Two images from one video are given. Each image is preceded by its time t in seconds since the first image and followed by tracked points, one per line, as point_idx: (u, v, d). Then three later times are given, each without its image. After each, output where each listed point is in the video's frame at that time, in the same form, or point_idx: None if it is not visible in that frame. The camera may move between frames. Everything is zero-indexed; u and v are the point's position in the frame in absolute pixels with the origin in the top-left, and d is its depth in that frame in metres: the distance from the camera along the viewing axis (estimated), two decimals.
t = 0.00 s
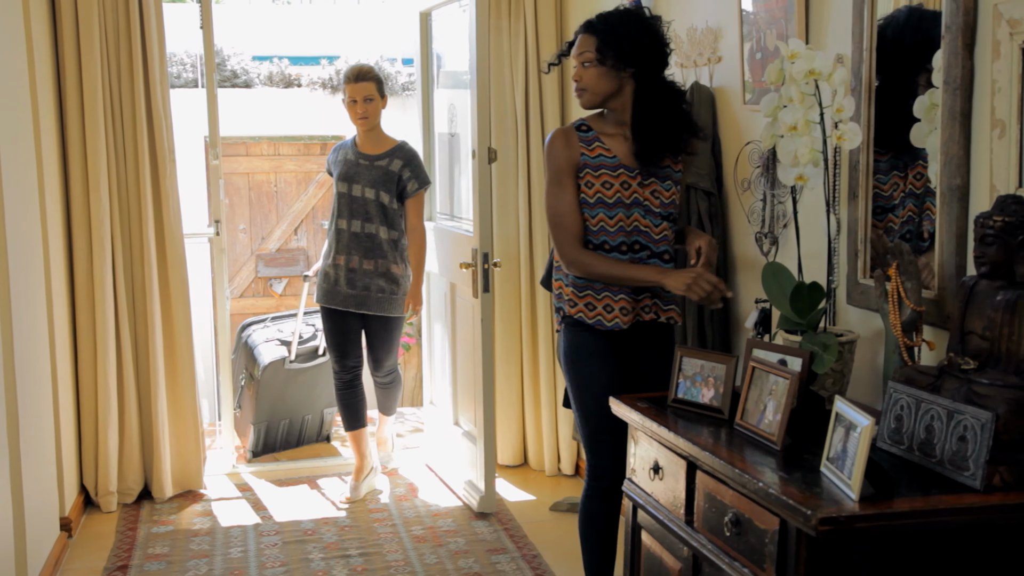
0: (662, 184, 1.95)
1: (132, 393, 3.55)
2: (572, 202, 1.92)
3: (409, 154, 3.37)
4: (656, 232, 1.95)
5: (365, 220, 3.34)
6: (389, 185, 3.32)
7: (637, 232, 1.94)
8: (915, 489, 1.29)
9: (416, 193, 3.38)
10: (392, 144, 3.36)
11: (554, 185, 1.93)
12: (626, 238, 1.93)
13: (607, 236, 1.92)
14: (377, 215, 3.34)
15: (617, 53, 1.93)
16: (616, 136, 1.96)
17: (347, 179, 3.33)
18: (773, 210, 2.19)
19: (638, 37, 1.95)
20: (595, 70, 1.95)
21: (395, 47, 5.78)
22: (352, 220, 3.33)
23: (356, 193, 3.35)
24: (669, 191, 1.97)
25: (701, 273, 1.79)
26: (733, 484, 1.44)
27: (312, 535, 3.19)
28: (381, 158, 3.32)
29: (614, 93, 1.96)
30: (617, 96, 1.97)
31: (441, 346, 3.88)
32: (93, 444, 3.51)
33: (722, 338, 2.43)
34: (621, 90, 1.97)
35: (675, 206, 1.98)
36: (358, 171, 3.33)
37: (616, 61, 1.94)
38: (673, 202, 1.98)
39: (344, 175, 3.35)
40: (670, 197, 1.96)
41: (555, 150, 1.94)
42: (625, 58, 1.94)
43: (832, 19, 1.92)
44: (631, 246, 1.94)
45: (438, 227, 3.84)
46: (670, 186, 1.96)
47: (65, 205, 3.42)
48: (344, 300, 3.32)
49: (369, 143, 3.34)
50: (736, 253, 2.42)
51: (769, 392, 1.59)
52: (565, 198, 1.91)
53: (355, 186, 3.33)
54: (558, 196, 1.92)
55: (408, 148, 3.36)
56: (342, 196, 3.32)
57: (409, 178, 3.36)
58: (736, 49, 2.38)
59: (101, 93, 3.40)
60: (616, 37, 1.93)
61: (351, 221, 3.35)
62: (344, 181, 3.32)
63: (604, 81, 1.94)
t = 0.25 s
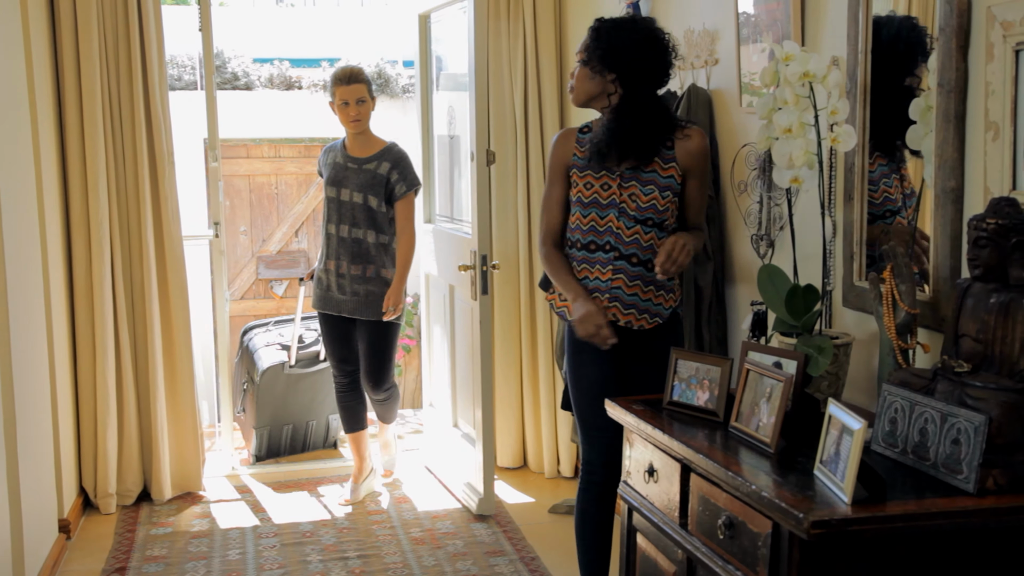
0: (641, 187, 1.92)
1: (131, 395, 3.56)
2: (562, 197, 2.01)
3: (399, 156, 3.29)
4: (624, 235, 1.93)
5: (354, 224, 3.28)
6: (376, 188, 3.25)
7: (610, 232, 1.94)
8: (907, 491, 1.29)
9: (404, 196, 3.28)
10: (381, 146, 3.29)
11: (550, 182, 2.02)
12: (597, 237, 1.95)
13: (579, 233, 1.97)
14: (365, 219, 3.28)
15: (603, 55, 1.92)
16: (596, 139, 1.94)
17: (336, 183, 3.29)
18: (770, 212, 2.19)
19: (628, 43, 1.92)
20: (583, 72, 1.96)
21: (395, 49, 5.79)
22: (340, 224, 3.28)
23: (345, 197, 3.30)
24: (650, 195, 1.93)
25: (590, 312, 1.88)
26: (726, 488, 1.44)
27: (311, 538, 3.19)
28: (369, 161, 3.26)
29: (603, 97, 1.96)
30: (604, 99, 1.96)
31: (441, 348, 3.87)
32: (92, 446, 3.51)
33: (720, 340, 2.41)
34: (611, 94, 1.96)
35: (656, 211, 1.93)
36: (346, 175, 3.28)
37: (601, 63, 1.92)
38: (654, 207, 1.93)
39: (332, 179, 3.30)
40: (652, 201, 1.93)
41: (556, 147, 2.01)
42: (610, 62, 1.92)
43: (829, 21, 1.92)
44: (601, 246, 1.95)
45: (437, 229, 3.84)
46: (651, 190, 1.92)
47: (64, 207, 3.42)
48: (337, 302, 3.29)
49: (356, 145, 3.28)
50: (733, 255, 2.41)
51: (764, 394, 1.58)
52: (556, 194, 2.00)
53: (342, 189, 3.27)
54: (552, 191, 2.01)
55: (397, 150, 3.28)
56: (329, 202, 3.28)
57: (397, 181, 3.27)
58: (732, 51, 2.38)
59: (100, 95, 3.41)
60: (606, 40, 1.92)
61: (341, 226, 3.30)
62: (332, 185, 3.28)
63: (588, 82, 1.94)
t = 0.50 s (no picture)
0: (638, 191, 2.01)
1: (134, 395, 3.56)
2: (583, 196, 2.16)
3: (394, 156, 3.16)
4: (619, 234, 2.04)
5: (347, 224, 3.15)
6: (369, 187, 3.11)
7: (609, 231, 2.06)
8: (905, 493, 1.28)
9: (398, 197, 3.15)
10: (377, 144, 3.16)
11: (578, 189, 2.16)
12: (598, 234, 2.08)
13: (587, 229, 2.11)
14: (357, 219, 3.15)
15: (610, 60, 2.04)
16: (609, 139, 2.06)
17: (331, 182, 3.16)
18: (771, 213, 2.18)
19: (630, 47, 2.01)
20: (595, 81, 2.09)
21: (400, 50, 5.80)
22: (334, 224, 3.15)
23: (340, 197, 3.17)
24: (646, 200, 2.01)
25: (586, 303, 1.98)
26: (723, 489, 1.43)
27: (313, 537, 3.19)
28: (363, 159, 3.13)
29: (614, 101, 2.06)
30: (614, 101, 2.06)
31: (444, 348, 3.87)
32: (96, 445, 3.52)
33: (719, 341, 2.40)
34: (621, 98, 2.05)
35: (649, 216, 2.01)
36: (341, 174, 3.14)
37: (607, 68, 2.04)
38: (648, 211, 2.01)
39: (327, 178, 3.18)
40: (646, 206, 2.01)
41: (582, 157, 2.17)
42: (615, 67, 2.02)
43: (830, 21, 1.91)
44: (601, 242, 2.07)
45: (441, 229, 3.85)
46: (648, 195, 2.01)
47: (68, 207, 3.43)
48: (335, 302, 3.19)
49: (352, 143, 3.15)
50: (734, 255, 2.40)
51: (762, 395, 1.58)
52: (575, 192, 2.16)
53: (337, 188, 3.14)
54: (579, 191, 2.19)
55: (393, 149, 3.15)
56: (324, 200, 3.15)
57: (391, 181, 3.13)
58: (734, 51, 2.37)
59: (104, 95, 3.41)
60: (613, 47, 2.03)
61: (334, 226, 3.17)
62: (327, 184, 3.15)
63: (598, 88, 2.07)
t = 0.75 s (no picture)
0: (632, 185, 2.03)
1: (135, 394, 3.56)
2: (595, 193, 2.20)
3: (391, 156, 2.97)
4: (615, 227, 2.07)
5: (340, 226, 2.99)
6: (361, 188, 2.94)
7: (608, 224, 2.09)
8: (899, 494, 1.28)
9: (392, 200, 2.94)
10: (375, 145, 2.99)
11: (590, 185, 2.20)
12: (601, 228, 2.11)
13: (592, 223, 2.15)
14: (350, 221, 2.98)
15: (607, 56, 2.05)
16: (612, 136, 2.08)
17: (328, 183, 3.02)
18: (769, 213, 2.18)
19: (627, 44, 2.02)
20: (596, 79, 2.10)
21: (403, 49, 5.79)
22: (328, 227, 3.01)
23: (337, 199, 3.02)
24: (637, 195, 2.02)
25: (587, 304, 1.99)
26: (717, 490, 1.43)
27: (313, 537, 3.19)
28: (357, 160, 2.97)
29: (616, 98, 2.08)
30: (616, 98, 2.08)
31: (445, 347, 3.87)
32: (97, 444, 3.53)
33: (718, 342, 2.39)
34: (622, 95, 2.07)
35: (640, 210, 2.02)
36: (338, 175, 3.00)
37: (605, 65, 2.05)
38: (638, 205, 2.02)
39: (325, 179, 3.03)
40: (636, 201, 2.02)
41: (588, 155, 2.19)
42: (614, 65, 2.04)
43: (827, 20, 1.91)
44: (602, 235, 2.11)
45: (441, 229, 3.85)
46: (639, 190, 2.02)
47: (69, 207, 3.44)
48: (330, 308, 3.02)
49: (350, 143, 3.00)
50: (732, 256, 2.40)
51: (757, 396, 1.57)
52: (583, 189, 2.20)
53: (332, 189, 3.00)
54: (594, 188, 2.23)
55: (391, 150, 2.97)
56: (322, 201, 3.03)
57: (385, 183, 2.94)
58: (732, 50, 2.37)
59: (105, 95, 3.42)
60: (610, 45, 2.04)
61: (330, 229, 3.03)
62: (324, 185, 3.02)
63: (599, 85, 2.08)
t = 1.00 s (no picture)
0: (625, 183, 2.07)
1: (144, 394, 3.58)
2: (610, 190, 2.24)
3: (398, 163, 2.94)
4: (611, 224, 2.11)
5: (339, 226, 2.98)
6: (360, 190, 2.91)
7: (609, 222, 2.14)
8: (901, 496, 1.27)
9: (394, 207, 2.90)
10: (383, 149, 2.96)
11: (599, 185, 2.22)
12: (603, 224, 2.17)
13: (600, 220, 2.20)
14: (347, 222, 2.95)
15: (606, 57, 2.05)
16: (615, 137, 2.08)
17: (334, 183, 3.01)
18: (774, 213, 2.17)
19: (623, 45, 2.01)
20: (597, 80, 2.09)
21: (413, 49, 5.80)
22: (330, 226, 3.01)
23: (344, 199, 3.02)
24: (629, 192, 2.06)
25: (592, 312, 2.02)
26: (718, 491, 1.42)
27: (320, 536, 3.20)
28: (363, 163, 2.94)
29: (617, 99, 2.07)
30: (617, 98, 2.07)
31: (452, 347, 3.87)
32: (106, 443, 3.55)
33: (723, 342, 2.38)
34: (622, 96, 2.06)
35: (630, 208, 2.06)
36: (343, 175, 2.99)
37: (603, 67, 2.04)
38: (629, 203, 2.06)
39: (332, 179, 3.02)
40: (626, 198, 2.06)
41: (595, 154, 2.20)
42: (612, 66, 2.03)
43: (833, 19, 1.90)
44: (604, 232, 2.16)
45: (449, 229, 3.85)
46: (630, 187, 2.06)
47: (79, 208, 3.46)
48: (334, 311, 3.02)
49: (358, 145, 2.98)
50: (738, 256, 2.39)
51: (759, 397, 1.57)
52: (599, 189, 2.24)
53: (337, 189, 2.98)
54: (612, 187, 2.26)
55: (397, 156, 2.93)
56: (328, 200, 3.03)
57: (386, 188, 2.91)
58: (737, 51, 2.36)
59: (114, 96, 3.43)
60: (607, 47, 2.03)
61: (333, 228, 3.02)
62: (330, 184, 3.01)
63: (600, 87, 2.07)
